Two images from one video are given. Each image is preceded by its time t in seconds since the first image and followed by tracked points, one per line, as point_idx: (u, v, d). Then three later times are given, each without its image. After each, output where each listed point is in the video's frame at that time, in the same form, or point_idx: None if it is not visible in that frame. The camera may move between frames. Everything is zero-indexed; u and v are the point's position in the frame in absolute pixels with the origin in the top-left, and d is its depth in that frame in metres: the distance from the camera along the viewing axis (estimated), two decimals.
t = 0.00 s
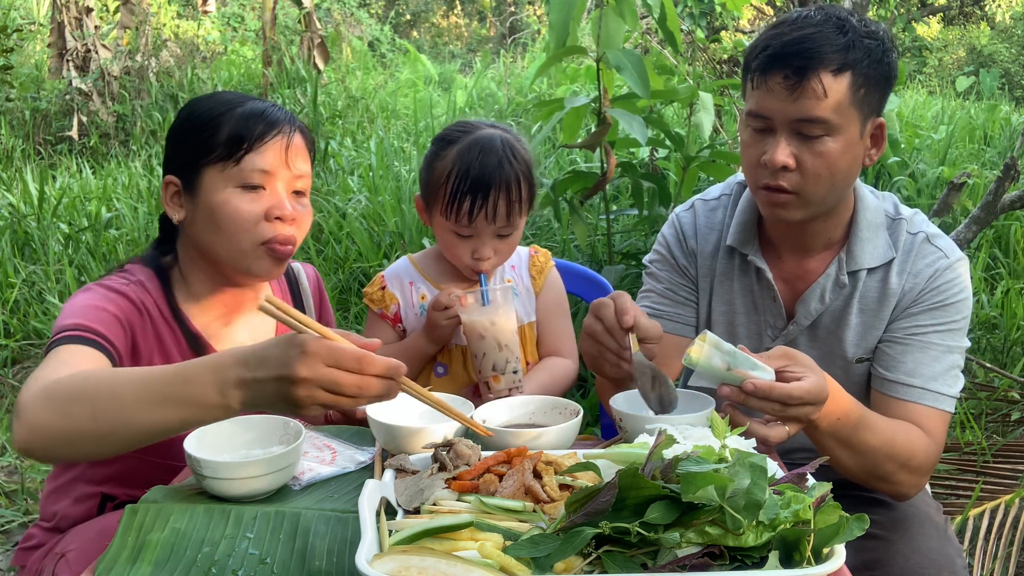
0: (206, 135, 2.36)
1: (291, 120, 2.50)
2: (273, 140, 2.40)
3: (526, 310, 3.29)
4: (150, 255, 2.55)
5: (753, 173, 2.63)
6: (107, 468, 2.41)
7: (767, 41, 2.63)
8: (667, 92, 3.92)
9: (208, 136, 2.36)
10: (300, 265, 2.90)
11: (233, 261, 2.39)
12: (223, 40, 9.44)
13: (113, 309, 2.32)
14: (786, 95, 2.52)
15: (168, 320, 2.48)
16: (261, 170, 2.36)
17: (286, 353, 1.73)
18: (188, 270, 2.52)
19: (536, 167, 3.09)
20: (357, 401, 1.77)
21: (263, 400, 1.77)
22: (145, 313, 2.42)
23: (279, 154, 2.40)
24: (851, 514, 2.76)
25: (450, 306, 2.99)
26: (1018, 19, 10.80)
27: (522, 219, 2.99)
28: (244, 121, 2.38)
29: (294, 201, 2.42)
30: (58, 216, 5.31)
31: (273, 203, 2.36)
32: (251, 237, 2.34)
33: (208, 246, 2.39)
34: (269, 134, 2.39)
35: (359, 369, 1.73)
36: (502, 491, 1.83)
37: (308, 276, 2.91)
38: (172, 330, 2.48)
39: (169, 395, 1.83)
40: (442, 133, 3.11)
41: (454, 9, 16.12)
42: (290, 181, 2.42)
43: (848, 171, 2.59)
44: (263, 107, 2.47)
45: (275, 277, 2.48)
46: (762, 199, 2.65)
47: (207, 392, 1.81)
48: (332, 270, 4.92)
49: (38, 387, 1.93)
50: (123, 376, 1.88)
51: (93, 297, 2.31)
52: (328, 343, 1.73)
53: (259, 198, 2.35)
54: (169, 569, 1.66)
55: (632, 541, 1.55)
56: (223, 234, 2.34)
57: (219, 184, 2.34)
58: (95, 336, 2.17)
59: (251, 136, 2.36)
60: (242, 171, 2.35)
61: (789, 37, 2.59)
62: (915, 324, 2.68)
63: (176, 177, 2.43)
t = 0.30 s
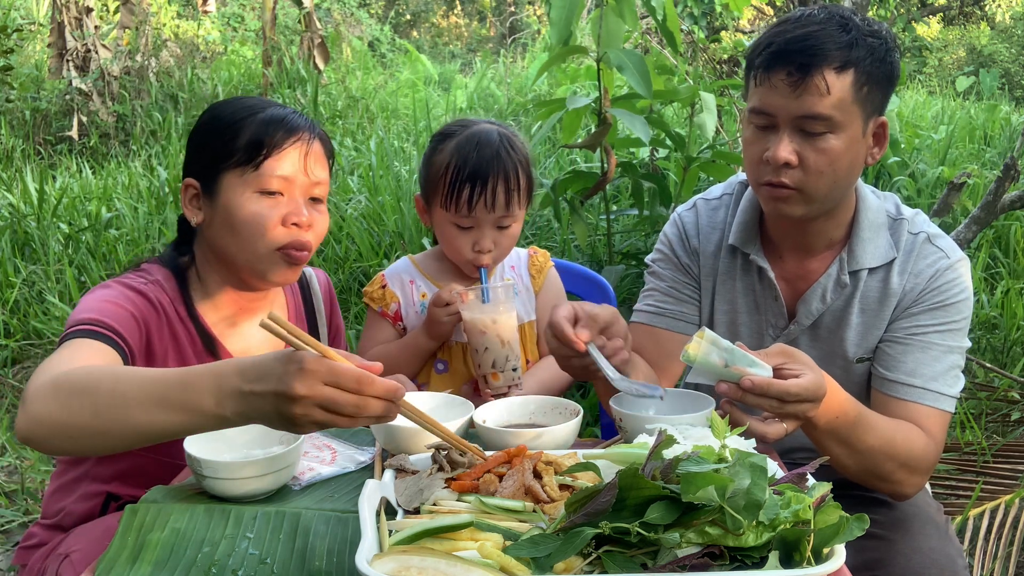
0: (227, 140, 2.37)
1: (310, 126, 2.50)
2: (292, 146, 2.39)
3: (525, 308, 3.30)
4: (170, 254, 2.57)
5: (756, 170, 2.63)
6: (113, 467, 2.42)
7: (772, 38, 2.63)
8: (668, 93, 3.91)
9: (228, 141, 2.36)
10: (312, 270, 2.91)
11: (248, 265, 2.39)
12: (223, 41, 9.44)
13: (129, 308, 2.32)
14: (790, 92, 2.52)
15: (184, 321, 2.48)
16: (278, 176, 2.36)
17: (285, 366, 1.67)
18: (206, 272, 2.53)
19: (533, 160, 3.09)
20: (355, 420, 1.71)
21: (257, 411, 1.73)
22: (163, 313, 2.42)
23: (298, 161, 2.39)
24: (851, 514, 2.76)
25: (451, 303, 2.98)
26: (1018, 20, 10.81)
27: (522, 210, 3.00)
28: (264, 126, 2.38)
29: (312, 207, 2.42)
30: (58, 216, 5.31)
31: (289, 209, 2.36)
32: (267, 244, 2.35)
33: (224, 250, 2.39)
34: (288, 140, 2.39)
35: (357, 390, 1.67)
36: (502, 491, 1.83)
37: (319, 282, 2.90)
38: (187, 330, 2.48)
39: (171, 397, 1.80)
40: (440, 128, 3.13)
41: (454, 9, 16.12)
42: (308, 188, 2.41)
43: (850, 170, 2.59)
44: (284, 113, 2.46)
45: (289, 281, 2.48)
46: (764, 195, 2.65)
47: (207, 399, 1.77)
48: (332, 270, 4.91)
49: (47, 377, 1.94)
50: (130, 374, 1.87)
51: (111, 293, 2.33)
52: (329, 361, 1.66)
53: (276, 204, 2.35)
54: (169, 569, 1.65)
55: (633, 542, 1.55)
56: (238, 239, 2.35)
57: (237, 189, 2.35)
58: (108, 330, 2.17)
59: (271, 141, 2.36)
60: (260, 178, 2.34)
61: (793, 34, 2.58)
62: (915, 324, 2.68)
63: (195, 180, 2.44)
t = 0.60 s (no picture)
0: (232, 143, 2.37)
1: (316, 130, 2.50)
2: (297, 150, 2.39)
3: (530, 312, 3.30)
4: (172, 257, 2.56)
5: (755, 164, 2.63)
6: (114, 468, 2.42)
7: (774, 33, 2.62)
8: (667, 93, 3.91)
9: (233, 144, 2.36)
10: (315, 271, 2.90)
11: (250, 267, 2.39)
12: (223, 40, 9.44)
13: (122, 313, 2.32)
14: (790, 86, 2.53)
15: (184, 323, 2.47)
16: (283, 179, 2.36)
17: (246, 340, 1.77)
18: (208, 274, 2.53)
19: (543, 166, 3.11)
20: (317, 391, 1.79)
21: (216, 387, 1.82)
22: (161, 317, 2.42)
23: (302, 164, 2.39)
24: (851, 514, 2.76)
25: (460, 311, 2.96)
26: (1018, 19, 10.83)
27: (531, 216, 3.00)
28: (270, 129, 2.38)
29: (314, 211, 2.41)
30: (58, 216, 5.30)
31: (293, 211, 2.36)
32: (270, 247, 2.35)
33: (226, 252, 2.39)
34: (293, 143, 2.39)
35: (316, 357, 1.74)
36: (502, 491, 1.83)
37: (322, 284, 2.90)
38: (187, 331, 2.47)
39: (128, 388, 1.85)
40: (451, 131, 3.14)
41: (454, 10, 16.10)
42: (311, 192, 2.41)
43: (849, 167, 2.58)
44: (289, 116, 2.46)
45: (291, 285, 2.48)
46: (763, 188, 2.64)
47: (167, 384, 1.84)
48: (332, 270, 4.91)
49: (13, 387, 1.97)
50: (90, 371, 1.91)
51: (107, 298, 2.33)
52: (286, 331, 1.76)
53: (280, 208, 2.36)
54: (169, 569, 1.65)
55: (633, 541, 1.55)
56: (241, 242, 2.35)
57: (241, 192, 2.34)
58: (98, 336, 2.18)
59: (276, 145, 2.36)
60: (264, 181, 2.34)
61: (794, 29, 2.58)
62: (916, 323, 2.68)
63: (199, 182, 2.44)
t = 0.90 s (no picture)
0: (225, 143, 2.36)
1: (310, 129, 2.49)
2: (290, 150, 2.38)
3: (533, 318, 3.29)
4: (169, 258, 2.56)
5: (754, 163, 2.63)
6: (113, 469, 2.42)
7: (773, 32, 2.62)
8: (667, 93, 3.91)
9: (226, 144, 2.36)
10: (313, 272, 2.90)
11: (245, 269, 2.40)
12: (223, 40, 9.44)
13: (118, 318, 2.31)
14: (788, 85, 2.53)
15: (179, 324, 2.47)
16: (276, 180, 2.36)
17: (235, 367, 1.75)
18: (202, 275, 2.53)
19: (549, 174, 3.10)
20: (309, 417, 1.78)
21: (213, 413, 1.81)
22: (158, 319, 2.43)
23: (295, 165, 2.39)
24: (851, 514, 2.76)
25: (463, 321, 2.96)
26: (1018, 19, 10.84)
27: (536, 226, 3.00)
28: (262, 128, 2.38)
29: (309, 211, 2.41)
30: (58, 216, 5.31)
31: (286, 212, 2.36)
32: (264, 248, 2.35)
33: (221, 253, 2.40)
34: (286, 143, 2.38)
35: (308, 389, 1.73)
36: (502, 491, 1.83)
37: (320, 285, 2.90)
38: (184, 335, 2.48)
39: (128, 407, 1.85)
40: (455, 139, 3.14)
41: (454, 9, 16.10)
42: (305, 191, 2.41)
43: (847, 165, 2.58)
44: (282, 115, 2.46)
45: (288, 285, 2.48)
46: (762, 187, 2.63)
47: (166, 407, 1.83)
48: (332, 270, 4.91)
49: (7, 398, 1.97)
50: (88, 389, 1.90)
51: (102, 301, 2.33)
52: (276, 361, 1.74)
53: (274, 208, 2.35)
54: (169, 569, 1.65)
55: (633, 541, 1.55)
56: (236, 243, 2.35)
57: (235, 193, 2.34)
58: (93, 343, 2.19)
59: (268, 144, 2.36)
60: (257, 182, 2.34)
61: (792, 28, 2.58)
62: (917, 323, 2.68)
63: (193, 183, 2.44)
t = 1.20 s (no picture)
0: (221, 143, 2.37)
1: (307, 128, 2.49)
2: (286, 149, 2.38)
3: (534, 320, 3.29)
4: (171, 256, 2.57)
5: (753, 163, 2.63)
6: (113, 468, 2.42)
7: (772, 32, 2.62)
8: (668, 93, 3.91)
9: (222, 144, 2.36)
10: (312, 270, 2.91)
11: (242, 269, 2.40)
12: (223, 40, 9.43)
13: (114, 319, 2.31)
14: (787, 84, 2.53)
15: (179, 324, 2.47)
16: (273, 179, 2.36)
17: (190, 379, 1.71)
18: (202, 275, 2.53)
19: (553, 175, 3.09)
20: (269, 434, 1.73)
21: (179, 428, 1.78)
22: (157, 318, 2.42)
23: (292, 164, 2.39)
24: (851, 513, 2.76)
25: (466, 325, 2.95)
26: (1018, 20, 10.85)
27: (539, 228, 3.01)
28: (259, 127, 2.38)
29: (305, 210, 2.41)
30: (58, 215, 5.31)
31: (284, 211, 2.36)
32: (261, 248, 2.35)
33: (218, 253, 2.40)
34: (282, 142, 2.38)
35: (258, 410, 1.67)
36: (502, 491, 1.83)
37: (319, 283, 2.90)
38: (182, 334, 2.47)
39: (109, 412, 1.82)
40: (458, 140, 3.14)
41: (454, 9, 16.11)
42: (302, 191, 2.41)
43: (847, 164, 2.58)
44: (279, 114, 2.46)
45: (286, 285, 2.48)
46: (762, 187, 2.63)
47: (140, 417, 1.79)
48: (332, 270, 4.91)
49: None
50: (73, 398, 1.89)
51: (101, 302, 2.33)
52: (228, 377, 1.67)
53: (271, 208, 2.36)
54: (169, 569, 1.66)
55: (633, 541, 1.55)
56: (233, 243, 2.35)
57: (232, 193, 2.35)
58: (92, 345, 2.18)
59: (264, 144, 2.36)
60: (254, 181, 2.34)
61: (791, 28, 2.58)
62: (916, 322, 2.68)
63: (190, 183, 2.44)
